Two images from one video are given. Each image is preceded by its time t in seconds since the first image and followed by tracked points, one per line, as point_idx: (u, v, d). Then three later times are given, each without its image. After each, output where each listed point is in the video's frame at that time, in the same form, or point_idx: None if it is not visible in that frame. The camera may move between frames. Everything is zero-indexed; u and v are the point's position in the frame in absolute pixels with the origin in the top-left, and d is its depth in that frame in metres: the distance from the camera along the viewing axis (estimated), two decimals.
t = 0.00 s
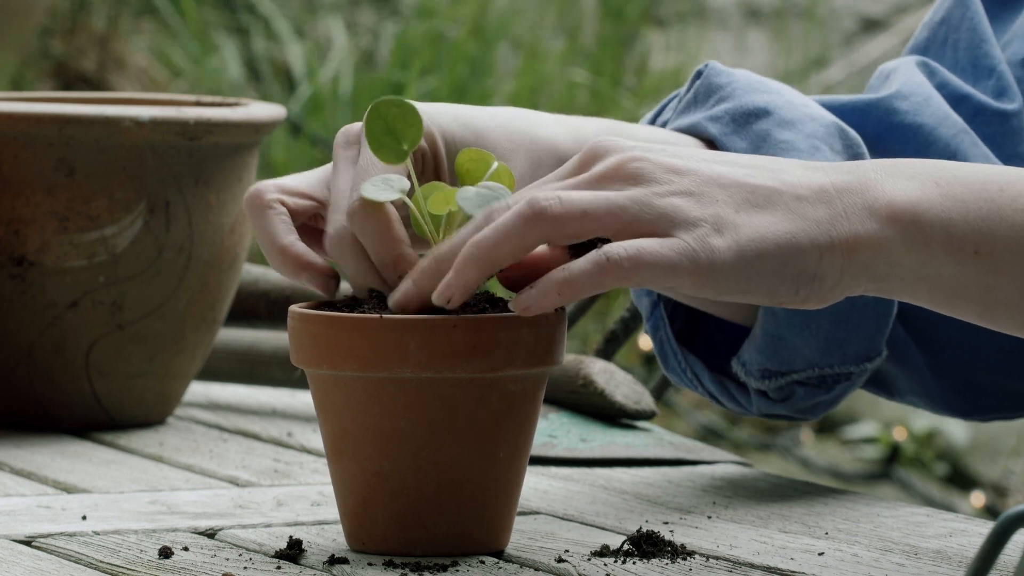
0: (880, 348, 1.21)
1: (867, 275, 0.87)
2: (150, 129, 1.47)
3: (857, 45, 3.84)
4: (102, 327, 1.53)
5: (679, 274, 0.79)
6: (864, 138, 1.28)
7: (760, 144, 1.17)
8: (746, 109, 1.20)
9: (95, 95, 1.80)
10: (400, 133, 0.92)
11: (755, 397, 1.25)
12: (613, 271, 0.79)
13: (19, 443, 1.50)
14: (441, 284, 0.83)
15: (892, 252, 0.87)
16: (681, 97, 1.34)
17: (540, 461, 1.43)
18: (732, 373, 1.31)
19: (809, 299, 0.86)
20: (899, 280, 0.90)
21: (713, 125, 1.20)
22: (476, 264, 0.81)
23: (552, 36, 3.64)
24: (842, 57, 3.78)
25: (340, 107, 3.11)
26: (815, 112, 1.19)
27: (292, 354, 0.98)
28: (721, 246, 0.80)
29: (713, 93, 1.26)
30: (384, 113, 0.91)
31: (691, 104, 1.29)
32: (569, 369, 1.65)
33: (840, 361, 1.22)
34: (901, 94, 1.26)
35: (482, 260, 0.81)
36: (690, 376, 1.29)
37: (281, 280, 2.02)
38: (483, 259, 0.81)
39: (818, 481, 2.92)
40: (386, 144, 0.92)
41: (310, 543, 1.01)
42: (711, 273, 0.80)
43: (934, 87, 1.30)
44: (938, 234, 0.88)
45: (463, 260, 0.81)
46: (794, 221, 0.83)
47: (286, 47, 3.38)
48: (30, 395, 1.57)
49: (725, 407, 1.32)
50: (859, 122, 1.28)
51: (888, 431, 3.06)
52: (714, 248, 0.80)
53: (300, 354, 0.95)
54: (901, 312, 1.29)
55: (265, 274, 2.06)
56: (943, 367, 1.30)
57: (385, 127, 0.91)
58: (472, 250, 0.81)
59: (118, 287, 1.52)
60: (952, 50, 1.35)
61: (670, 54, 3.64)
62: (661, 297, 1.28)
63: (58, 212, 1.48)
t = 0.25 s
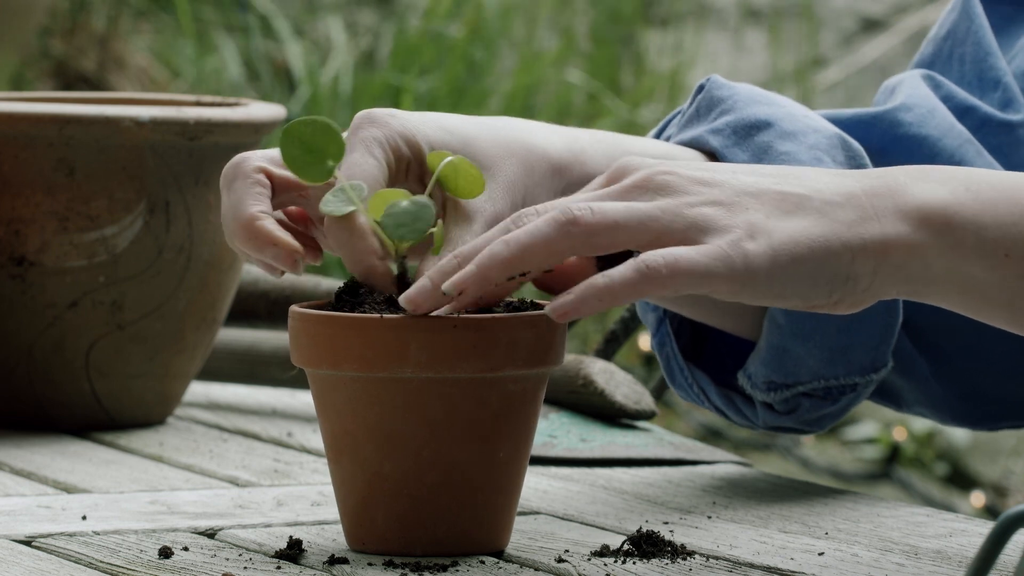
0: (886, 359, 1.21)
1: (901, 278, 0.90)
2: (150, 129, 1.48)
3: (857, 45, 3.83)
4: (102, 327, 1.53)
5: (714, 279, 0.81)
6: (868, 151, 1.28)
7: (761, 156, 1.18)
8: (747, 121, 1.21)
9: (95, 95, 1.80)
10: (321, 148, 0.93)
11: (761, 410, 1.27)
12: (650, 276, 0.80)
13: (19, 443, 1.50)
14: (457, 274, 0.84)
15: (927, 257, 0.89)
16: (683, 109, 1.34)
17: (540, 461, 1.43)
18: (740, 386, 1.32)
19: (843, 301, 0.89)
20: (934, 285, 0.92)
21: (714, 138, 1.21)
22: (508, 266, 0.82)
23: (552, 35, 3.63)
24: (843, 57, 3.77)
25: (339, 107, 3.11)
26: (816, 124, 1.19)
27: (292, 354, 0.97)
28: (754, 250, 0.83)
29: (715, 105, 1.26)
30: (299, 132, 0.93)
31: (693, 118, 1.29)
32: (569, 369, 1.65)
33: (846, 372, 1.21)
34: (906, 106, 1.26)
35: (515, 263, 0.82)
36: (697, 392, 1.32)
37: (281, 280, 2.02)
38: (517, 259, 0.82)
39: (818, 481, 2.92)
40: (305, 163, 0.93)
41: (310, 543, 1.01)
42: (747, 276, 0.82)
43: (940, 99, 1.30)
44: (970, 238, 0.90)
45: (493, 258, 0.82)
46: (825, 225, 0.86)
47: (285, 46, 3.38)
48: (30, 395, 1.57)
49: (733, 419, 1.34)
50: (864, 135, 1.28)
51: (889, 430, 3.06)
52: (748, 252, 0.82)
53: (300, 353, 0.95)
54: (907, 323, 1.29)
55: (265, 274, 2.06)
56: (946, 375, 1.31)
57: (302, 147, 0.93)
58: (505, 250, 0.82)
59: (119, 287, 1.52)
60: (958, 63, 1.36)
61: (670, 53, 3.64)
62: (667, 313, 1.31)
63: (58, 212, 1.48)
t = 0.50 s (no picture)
0: (892, 364, 1.21)
1: (908, 260, 0.91)
2: (150, 129, 1.47)
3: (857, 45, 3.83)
4: (102, 327, 1.53)
5: (720, 250, 0.81)
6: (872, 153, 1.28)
7: (770, 161, 1.18)
8: (755, 127, 1.21)
9: (95, 95, 1.80)
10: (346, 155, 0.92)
11: (767, 415, 1.27)
12: (655, 248, 0.79)
13: (19, 443, 1.50)
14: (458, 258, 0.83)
15: (932, 241, 0.91)
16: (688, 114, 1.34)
17: (540, 461, 1.43)
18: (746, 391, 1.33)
19: (851, 284, 0.90)
20: (943, 270, 0.93)
21: (722, 144, 1.20)
22: (509, 248, 0.82)
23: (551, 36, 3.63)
24: (842, 57, 3.77)
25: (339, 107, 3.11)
26: (824, 129, 1.19)
27: (293, 353, 0.98)
28: (761, 225, 0.83)
29: (721, 112, 1.26)
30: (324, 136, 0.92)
31: (699, 124, 1.28)
32: (569, 369, 1.65)
33: (852, 378, 1.21)
34: (908, 109, 1.26)
35: (516, 247, 0.82)
36: (702, 398, 1.33)
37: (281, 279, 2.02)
38: (517, 242, 0.82)
39: (818, 481, 2.92)
40: (331, 166, 0.93)
41: (310, 543, 1.01)
42: (755, 251, 0.83)
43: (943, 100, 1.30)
44: (975, 221, 0.92)
45: (494, 241, 0.82)
46: (830, 206, 0.88)
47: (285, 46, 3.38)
48: (30, 395, 1.57)
49: (738, 424, 1.34)
50: (868, 137, 1.28)
51: (888, 430, 3.06)
52: (754, 226, 0.83)
53: (301, 353, 0.95)
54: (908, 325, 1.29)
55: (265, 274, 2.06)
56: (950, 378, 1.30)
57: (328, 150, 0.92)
58: (505, 236, 0.82)
59: (118, 287, 1.52)
60: (960, 62, 1.36)
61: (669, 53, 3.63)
62: (672, 318, 1.31)
63: (58, 212, 1.48)
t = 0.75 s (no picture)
0: (873, 357, 1.21)
1: (917, 265, 0.90)
2: (150, 129, 1.48)
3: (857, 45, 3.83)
4: (102, 327, 1.53)
5: (726, 265, 0.81)
6: (856, 145, 1.28)
7: (749, 155, 1.18)
8: (735, 119, 1.21)
9: (95, 95, 1.80)
10: (370, 128, 0.93)
11: (749, 407, 1.27)
12: (663, 262, 0.79)
13: (19, 443, 1.50)
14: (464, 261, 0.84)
15: (942, 244, 0.91)
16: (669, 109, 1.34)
17: (540, 461, 1.43)
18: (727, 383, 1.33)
19: (859, 291, 0.89)
20: (952, 274, 0.93)
21: (702, 136, 1.21)
22: (515, 258, 0.83)
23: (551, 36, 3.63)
24: (842, 57, 3.77)
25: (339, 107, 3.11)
26: (804, 121, 1.19)
27: (292, 353, 0.98)
28: (769, 237, 0.83)
29: (701, 103, 1.26)
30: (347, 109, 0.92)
31: (680, 115, 1.30)
32: (569, 369, 1.65)
33: (833, 369, 1.21)
34: (893, 101, 1.26)
35: (523, 256, 0.83)
36: (684, 388, 1.32)
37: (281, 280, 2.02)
38: (524, 251, 0.83)
39: (819, 481, 2.92)
40: (354, 141, 0.93)
41: (310, 543, 1.01)
42: (762, 262, 0.83)
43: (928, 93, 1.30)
44: (984, 226, 0.92)
45: (502, 248, 0.83)
46: (838, 214, 0.87)
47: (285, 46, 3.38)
48: (30, 395, 1.57)
49: (720, 416, 1.34)
50: (851, 129, 1.28)
51: (888, 431, 3.06)
52: (762, 237, 0.83)
53: (300, 353, 0.95)
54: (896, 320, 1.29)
55: (265, 274, 2.06)
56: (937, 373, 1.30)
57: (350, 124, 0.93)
58: (511, 244, 0.83)
59: (118, 287, 1.52)
60: (949, 55, 1.36)
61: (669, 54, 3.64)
62: (656, 308, 1.31)
63: (58, 212, 1.48)
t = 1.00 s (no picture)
0: (868, 351, 1.21)
1: (914, 256, 0.90)
2: (150, 129, 1.48)
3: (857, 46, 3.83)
4: (102, 327, 1.53)
5: (719, 252, 0.82)
6: (853, 140, 1.29)
7: (747, 153, 1.17)
8: (733, 116, 1.20)
9: (95, 95, 1.80)
10: (369, 150, 0.93)
11: (743, 401, 1.27)
12: (655, 246, 0.80)
13: (19, 442, 1.50)
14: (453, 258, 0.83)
15: (938, 237, 0.91)
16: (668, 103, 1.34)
17: (540, 461, 1.43)
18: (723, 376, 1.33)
19: (858, 282, 0.90)
20: (951, 269, 0.92)
21: (700, 133, 1.21)
22: (505, 252, 0.82)
23: (551, 36, 3.63)
24: (842, 58, 3.77)
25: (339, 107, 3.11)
26: (803, 119, 1.19)
27: (293, 353, 0.98)
28: (762, 224, 0.84)
29: (701, 99, 1.26)
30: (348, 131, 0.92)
31: (679, 110, 1.29)
32: (569, 369, 1.65)
33: (828, 364, 1.22)
34: (892, 95, 1.26)
35: (514, 250, 0.82)
36: (680, 380, 1.33)
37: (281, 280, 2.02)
38: (514, 243, 0.82)
39: (819, 481, 2.91)
40: (355, 162, 0.93)
41: (310, 543, 1.01)
42: (756, 250, 0.83)
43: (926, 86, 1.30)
44: (982, 218, 0.91)
45: (491, 244, 0.82)
46: (832, 207, 0.88)
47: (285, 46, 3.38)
48: (30, 395, 1.57)
49: (715, 408, 1.34)
50: (849, 123, 1.28)
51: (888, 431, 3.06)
52: (755, 225, 0.84)
53: (301, 353, 0.95)
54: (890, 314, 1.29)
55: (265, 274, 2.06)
56: (929, 366, 1.31)
57: (352, 145, 0.93)
58: (501, 241, 0.82)
59: (119, 287, 1.52)
60: (947, 46, 1.36)
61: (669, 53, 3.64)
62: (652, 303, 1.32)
63: (58, 212, 1.48)
